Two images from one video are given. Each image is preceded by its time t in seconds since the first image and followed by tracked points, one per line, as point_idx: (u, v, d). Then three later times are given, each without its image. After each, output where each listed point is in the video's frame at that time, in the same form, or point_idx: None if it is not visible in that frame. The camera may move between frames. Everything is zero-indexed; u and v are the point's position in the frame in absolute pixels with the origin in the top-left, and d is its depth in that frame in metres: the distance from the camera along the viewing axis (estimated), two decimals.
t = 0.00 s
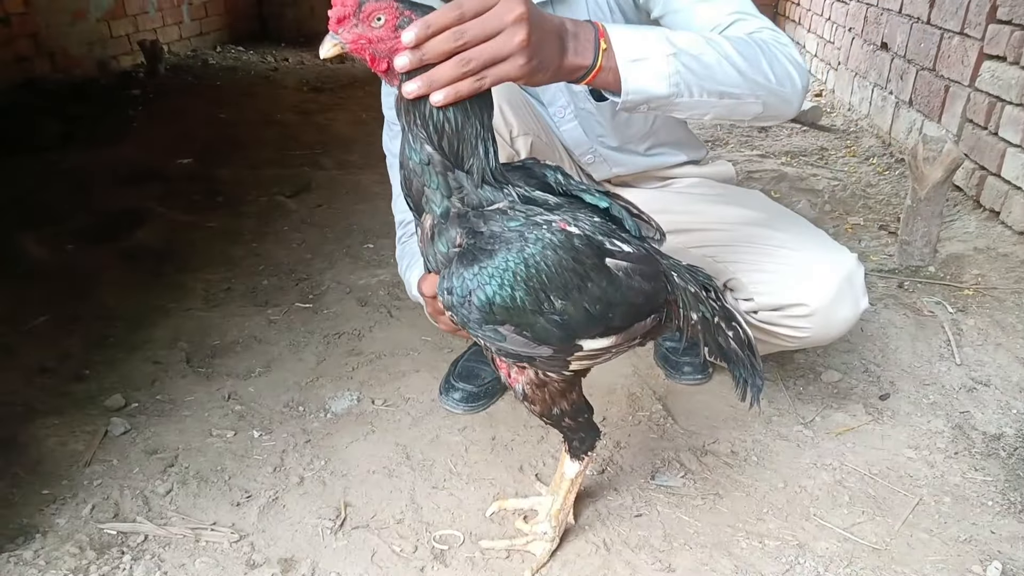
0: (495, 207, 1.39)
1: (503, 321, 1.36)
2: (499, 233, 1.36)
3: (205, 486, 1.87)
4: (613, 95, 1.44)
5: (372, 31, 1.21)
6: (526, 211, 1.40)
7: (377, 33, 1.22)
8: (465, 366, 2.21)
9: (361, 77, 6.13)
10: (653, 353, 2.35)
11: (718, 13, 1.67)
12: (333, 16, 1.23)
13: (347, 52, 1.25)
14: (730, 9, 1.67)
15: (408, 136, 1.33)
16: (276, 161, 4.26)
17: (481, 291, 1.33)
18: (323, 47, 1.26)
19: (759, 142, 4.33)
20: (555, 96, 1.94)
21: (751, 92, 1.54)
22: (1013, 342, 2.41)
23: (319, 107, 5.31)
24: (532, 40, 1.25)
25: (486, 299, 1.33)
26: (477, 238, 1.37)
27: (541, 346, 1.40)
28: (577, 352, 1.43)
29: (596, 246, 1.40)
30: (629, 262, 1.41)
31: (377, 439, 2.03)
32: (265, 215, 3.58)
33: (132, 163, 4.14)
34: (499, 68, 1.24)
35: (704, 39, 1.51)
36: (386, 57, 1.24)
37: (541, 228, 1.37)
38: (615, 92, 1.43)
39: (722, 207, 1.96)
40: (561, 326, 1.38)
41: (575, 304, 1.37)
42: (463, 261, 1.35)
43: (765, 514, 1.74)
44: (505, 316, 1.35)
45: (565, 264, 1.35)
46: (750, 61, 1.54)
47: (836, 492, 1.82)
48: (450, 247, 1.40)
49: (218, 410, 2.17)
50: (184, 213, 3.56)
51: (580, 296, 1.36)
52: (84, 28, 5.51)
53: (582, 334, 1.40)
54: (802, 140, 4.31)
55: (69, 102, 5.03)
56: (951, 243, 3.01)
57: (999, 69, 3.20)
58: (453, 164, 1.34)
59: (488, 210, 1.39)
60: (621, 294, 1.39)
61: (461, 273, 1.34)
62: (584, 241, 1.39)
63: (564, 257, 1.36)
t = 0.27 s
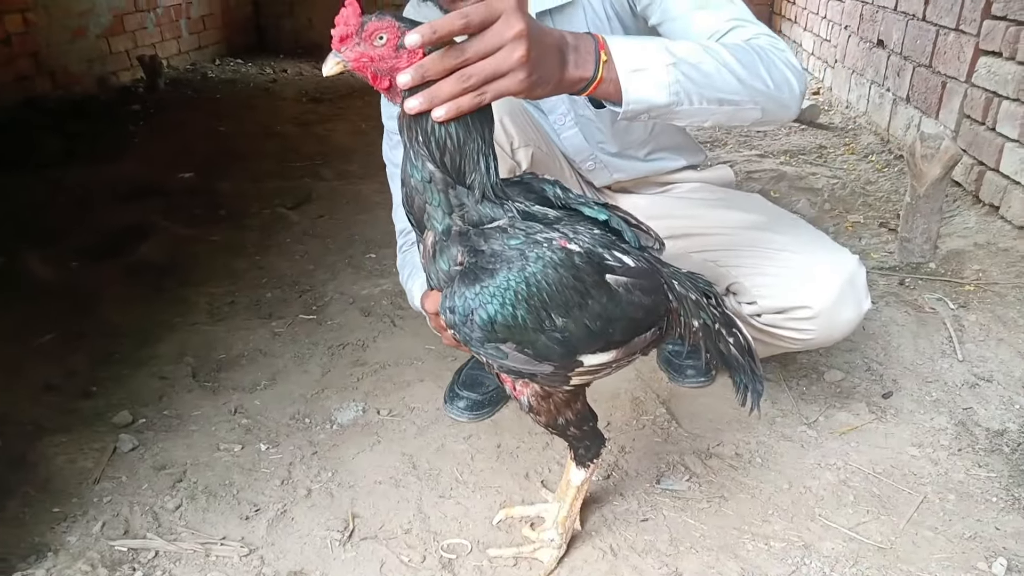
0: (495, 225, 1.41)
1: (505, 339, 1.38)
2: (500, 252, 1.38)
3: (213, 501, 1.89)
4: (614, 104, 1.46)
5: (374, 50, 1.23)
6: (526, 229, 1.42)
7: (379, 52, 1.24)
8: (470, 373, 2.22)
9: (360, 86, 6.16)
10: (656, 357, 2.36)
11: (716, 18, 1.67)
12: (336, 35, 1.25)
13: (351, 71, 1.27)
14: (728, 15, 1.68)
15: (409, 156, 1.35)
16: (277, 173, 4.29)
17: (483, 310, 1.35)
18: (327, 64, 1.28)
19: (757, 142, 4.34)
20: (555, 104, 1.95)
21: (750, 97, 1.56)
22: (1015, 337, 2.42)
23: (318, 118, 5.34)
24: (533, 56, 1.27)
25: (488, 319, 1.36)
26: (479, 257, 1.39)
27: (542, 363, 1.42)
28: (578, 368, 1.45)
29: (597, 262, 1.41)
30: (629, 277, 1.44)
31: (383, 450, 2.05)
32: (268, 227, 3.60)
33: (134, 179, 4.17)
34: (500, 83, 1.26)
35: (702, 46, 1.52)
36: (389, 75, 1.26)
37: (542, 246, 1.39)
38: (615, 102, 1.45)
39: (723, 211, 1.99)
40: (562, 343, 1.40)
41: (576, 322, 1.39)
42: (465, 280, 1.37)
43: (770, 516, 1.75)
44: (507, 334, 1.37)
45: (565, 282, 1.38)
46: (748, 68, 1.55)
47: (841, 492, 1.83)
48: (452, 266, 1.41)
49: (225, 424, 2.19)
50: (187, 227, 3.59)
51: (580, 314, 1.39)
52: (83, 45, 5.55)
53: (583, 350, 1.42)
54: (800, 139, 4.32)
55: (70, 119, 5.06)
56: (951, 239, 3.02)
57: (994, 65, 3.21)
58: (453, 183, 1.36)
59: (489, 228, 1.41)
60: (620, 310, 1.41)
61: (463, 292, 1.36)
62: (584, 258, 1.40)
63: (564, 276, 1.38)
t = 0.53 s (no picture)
0: (512, 262, 1.41)
1: (524, 379, 1.41)
2: (517, 291, 1.38)
3: (230, 532, 1.90)
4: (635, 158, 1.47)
5: (397, 92, 1.25)
6: (542, 265, 1.42)
7: (401, 94, 1.24)
8: (482, 401, 2.20)
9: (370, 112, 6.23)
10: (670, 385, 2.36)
11: (728, 51, 1.64)
12: (360, 77, 1.27)
13: (373, 113, 1.28)
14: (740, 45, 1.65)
15: (428, 199, 1.37)
16: (290, 200, 4.33)
17: (501, 352, 1.38)
18: (350, 105, 1.29)
19: (766, 165, 4.36)
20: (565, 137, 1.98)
21: (767, 136, 1.56)
22: None
23: (330, 144, 5.40)
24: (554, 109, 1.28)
25: (506, 360, 1.39)
26: (496, 297, 1.41)
27: (560, 402, 1.44)
28: (595, 407, 1.47)
29: (612, 299, 1.42)
30: (645, 313, 1.44)
31: (398, 479, 2.06)
32: (281, 254, 3.63)
33: (149, 206, 4.22)
34: (525, 138, 1.26)
35: (716, 91, 1.53)
36: (411, 118, 1.27)
37: (559, 284, 1.38)
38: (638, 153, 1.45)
39: (732, 240, 1.99)
40: (579, 381, 1.42)
41: (593, 360, 1.40)
42: (483, 321, 1.40)
43: (786, 547, 1.75)
44: (525, 374, 1.40)
45: (582, 321, 1.38)
46: (762, 107, 1.55)
47: (857, 522, 1.82)
48: (469, 305, 1.43)
49: (241, 454, 2.20)
50: (202, 255, 3.63)
51: (598, 352, 1.40)
52: (99, 74, 5.64)
53: (599, 388, 1.44)
54: (809, 162, 4.33)
55: (86, 148, 5.13)
56: (962, 263, 3.02)
57: (1001, 88, 3.22)
58: (470, 224, 1.38)
59: (506, 265, 1.41)
60: (637, 347, 1.42)
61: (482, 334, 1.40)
62: (600, 296, 1.40)
63: (581, 314, 1.38)
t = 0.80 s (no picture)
0: (506, 286, 1.48)
1: (515, 406, 1.42)
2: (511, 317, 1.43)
3: (230, 541, 1.91)
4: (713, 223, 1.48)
5: (403, 112, 1.43)
6: (536, 291, 1.47)
7: (408, 114, 1.43)
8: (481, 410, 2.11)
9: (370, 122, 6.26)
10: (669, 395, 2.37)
11: (750, 84, 1.60)
12: (371, 99, 1.47)
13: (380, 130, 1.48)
14: (757, 75, 1.60)
15: (427, 221, 1.48)
16: (290, 209, 4.35)
17: (492, 379, 1.39)
18: (362, 124, 1.50)
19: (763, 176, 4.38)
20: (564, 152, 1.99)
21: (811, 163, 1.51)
22: None
23: (329, 154, 5.42)
24: (658, 213, 1.33)
25: (496, 388, 1.39)
26: (489, 322, 1.46)
27: (553, 428, 1.45)
28: (589, 431, 1.47)
29: (606, 325, 1.44)
30: (639, 339, 1.44)
31: (398, 489, 2.06)
32: (281, 263, 3.64)
33: (149, 215, 4.23)
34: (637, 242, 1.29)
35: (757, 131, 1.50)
36: (416, 137, 1.44)
37: (551, 314, 1.42)
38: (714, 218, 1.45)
39: (723, 254, 2.02)
40: (572, 407, 1.43)
41: (585, 385, 1.41)
42: (474, 347, 1.42)
43: (784, 557, 1.76)
44: (516, 402, 1.41)
45: (573, 347, 1.40)
46: (796, 139, 1.50)
47: (855, 532, 1.83)
48: (464, 326, 1.51)
49: (241, 463, 2.21)
50: (201, 264, 3.63)
51: (589, 377, 1.41)
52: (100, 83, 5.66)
53: (592, 413, 1.44)
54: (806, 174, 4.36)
55: (86, 157, 5.14)
56: (959, 274, 3.04)
57: (997, 101, 3.25)
58: (467, 247, 1.47)
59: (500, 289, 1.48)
60: (630, 372, 1.42)
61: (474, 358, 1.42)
62: (592, 322, 1.42)
63: (572, 341, 1.40)
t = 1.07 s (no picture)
0: (499, 285, 1.50)
1: (505, 399, 1.42)
2: (503, 313, 1.43)
3: (228, 536, 1.91)
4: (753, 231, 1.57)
5: (404, 116, 1.43)
6: (528, 288, 1.48)
7: (409, 118, 1.43)
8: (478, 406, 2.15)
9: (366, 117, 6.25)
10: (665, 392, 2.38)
11: (766, 90, 1.65)
12: (371, 101, 1.46)
13: (380, 133, 1.47)
14: (772, 80, 1.65)
15: (421, 224, 1.50)
16: (286, 204, 4.34)
17: (482, 372, 1.39)
18: (362, 125, 1.48)
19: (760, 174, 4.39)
20: (565, 153, 2.00)
21: (826, 165, 1.58)
22: (1020, 371, 2.44)
23: (326, 149, 5.41)
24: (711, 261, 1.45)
25: (487, 380, 1.39)
26: (481, 318, 1.46)
27: (541, 421, 1.45)
28: (577, 424, 1.47)
29: (598, 323, 1.44)
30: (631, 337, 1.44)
31: (395, 484, 2.07)
32: (278, 258, 3.64)
33: (144, 210, 4.21)
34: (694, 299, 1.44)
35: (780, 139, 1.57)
36: (416, 140, 1.45)
37: (542, 310, 1.43)
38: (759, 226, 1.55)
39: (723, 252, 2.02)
40: (562, 403, 1.43)
41: (575, 381, 1.41)
42: (466, 341, 1.42)
43: (780, 553, 1.77)
44: (506, 395, 1.41)
45: (565, 342, 1.40)
46: (813, 142, 1.56)
47: (850, 529, 1.84)
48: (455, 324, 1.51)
49: (239, 458, 2.21)
50: (198, 259, 3.63)
51: (579, 373, 1.41)
52: (95, 77, 5.63)
53: (582, 407, 1.44)
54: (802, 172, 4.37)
55: (81, 150, 5.12)
56: (954, 273, 3.06)
57: (993, 101, 3.27)
58: (461, 249, 1.49)
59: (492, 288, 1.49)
60: (620, 369, 1.42)
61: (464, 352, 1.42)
62: (583, 319, 1.43)
63: (563, 337, 1.40)
